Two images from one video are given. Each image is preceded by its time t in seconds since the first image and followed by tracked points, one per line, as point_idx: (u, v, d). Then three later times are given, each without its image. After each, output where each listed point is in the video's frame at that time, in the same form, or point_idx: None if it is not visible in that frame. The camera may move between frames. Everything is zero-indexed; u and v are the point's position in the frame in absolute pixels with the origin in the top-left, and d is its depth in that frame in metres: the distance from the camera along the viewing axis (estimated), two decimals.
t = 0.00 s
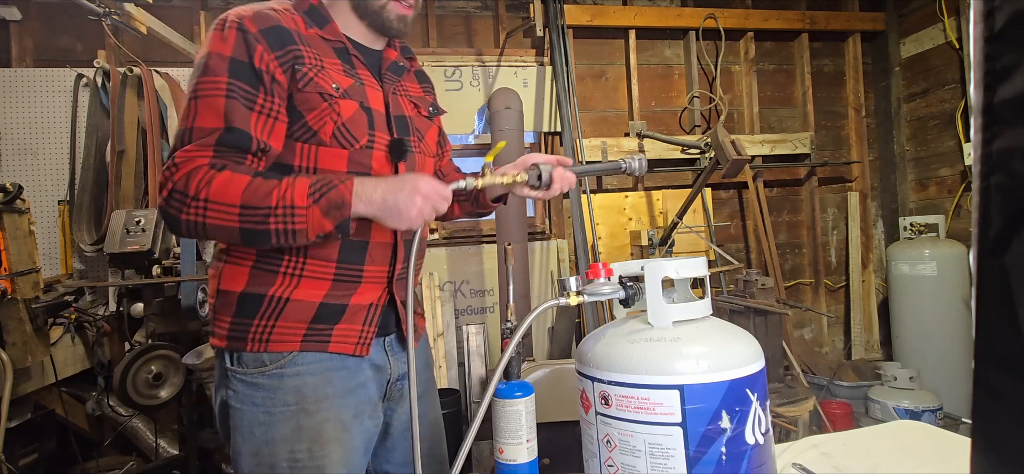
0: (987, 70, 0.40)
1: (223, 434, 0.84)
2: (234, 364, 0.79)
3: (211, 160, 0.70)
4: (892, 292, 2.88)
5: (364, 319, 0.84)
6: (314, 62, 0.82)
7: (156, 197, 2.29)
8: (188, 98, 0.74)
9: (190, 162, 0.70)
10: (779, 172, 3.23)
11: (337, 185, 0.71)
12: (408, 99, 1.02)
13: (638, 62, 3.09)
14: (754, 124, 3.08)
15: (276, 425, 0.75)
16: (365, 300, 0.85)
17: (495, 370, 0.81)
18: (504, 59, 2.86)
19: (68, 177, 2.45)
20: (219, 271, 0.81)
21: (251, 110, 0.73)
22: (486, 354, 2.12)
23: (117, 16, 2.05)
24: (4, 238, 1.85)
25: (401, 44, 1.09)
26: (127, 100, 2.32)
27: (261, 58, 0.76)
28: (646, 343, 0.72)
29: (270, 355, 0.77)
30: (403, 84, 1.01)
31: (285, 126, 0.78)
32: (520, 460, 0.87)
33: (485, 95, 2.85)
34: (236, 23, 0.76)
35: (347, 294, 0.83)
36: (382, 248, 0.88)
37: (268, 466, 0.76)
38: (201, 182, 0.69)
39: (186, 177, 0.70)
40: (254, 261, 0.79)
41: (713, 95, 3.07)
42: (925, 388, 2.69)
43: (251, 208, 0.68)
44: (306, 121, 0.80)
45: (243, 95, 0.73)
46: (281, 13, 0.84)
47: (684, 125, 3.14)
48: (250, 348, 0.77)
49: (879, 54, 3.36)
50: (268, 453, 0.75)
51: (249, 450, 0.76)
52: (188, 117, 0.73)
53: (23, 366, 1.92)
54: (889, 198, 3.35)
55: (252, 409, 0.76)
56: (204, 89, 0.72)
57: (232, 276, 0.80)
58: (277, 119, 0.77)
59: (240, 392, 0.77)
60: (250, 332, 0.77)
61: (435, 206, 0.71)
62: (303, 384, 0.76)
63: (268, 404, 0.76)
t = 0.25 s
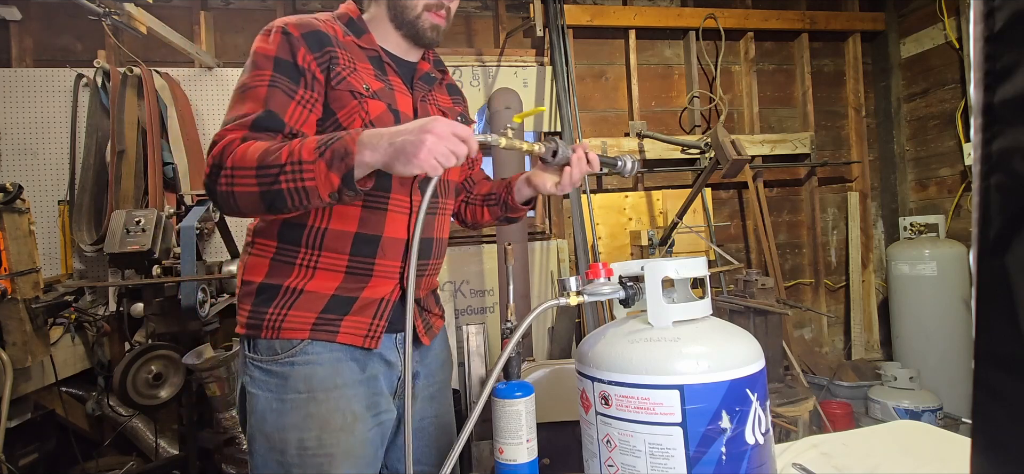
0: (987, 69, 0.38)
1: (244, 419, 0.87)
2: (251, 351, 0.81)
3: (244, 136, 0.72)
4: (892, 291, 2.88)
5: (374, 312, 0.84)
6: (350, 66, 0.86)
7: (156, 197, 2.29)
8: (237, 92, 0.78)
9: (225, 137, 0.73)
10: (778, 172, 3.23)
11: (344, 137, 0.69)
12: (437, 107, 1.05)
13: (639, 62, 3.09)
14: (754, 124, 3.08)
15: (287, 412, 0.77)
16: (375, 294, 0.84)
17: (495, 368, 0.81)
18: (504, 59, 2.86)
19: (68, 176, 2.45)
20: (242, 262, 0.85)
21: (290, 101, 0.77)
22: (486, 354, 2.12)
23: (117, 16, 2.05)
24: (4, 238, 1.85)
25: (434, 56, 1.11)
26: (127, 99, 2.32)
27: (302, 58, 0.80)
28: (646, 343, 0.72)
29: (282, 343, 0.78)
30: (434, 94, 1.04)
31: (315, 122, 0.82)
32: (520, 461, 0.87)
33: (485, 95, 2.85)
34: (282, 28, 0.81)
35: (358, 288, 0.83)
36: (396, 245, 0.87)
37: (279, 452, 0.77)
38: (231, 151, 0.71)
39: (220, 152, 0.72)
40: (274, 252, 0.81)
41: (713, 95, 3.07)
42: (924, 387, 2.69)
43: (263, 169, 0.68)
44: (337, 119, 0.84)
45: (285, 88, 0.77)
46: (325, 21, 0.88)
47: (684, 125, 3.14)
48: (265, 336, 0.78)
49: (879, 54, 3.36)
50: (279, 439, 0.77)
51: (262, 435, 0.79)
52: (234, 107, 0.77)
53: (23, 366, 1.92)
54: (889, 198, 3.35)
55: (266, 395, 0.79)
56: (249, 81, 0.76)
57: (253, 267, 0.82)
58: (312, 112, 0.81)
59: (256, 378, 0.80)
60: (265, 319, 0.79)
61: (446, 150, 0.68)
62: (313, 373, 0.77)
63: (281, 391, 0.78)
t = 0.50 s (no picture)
0: (987, 69, 0.38)
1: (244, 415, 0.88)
2: (253, 347, 0.82)
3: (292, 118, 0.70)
4: (892, 291, 2.88)
5: (373, 313, 0.83)
6: (363, 66, 0.86)
7: (156, 197, 2.29)
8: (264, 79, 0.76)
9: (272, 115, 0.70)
10: (779, 172, 3.23)
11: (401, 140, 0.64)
12: (442, 109, 1.06)
13: (639, 62, 3.09)
14: (755, 124, 3.08)
15: (286, 407, 0.78)
16: (375, 295, 0.84)
17: (493, 370, 0.80)
18: (504, 59, 2.86)
19: (68, 176, 2.45)
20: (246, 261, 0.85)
21: (324, 88, 0.76)
22: (486, 353, 2.12)
23: (117, 16, 2.05)
24: (4, 238, 1.85)
25: (444, 56, 1.12)
26: (127, 99, 2.32)
27: (326, 51, 0.79)
28: (646, 342, 0.72)
29: (282, 339, 0.78)
30: (440, 96, 1.06)
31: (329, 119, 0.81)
32: (520, 460, 0.87)
33: (485, 95, 2.85)
34: (302, 23, 0.79)
35: (358, 289, 0.83)
36: (398, 247, 0.87)
37: (275, 449, 0.78)
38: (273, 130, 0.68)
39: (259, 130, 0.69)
40: (277, 251, 0.82)
41: (713, 95, 3.07)
42: (924, 387, 2.69)
43: (304, 157, 0.64)
44: (346, 118, 0.83)
45: (318, 75, 0.76)
46: (339, 20, 0.88)
47: (684, 125, 3.14)
48: (265, 332, 0.79)
49: (879, 54, 3.36)
50: (276, 436, 0.78)
51: (259, 431, 0.79)
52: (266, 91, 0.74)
53: (23, 366, 1.92)
54: (889, 198, 3.35)
55: (265, 390, 0.80)
56: (282, 67, 0.74)
57: (257, 265, 0.83)
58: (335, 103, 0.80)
59: (257, 374, 0.81)
60: (266, 316, 0.79)
61: (516, 175, 0.60)
62: (311, 369, 0.78)
63: (280, 386, 0.78)
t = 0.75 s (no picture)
0: (987, 69, 0.38)
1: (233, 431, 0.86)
2: (245, 364, 0.81)
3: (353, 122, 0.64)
4: (892, 291, 2.88)
5: (372, 328, 0.84)
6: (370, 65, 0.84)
7: (155, 197, 2.29)
8: (275, 68, 0.69)
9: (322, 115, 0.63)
10: (779, 172, 3.23)
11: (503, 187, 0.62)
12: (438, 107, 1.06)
13: (639, 62, 3.09)
14: (754, 124, 3.08)
15: (283, 426, 0.77)
16: (374, 309, 0.85)
17: (498, 372, 0.80)
18: (504, 59, 2.86)
19: (68, 176, 2.45)
20: (233, 270, 0.83)
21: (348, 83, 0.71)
22: (486, 354, 2.12)
23: (117, 16, 2.05)
24: (4, 238, 1.85)
25: (433, 48, 1.15)
26: (127, 99, 2.32)
27: (340, 44, 0.76)
28: (647, 343, 0.72)
29: (280, 357, 0.78)
30: (436, 94, 1.07)
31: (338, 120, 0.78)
32: (520, 461, 0.87)
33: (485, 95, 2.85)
34: (313, 12, 0.75)
35: (357, 303, 0.83)
36: (399, 261, 0.87)
37: (273, 468, 0.77)
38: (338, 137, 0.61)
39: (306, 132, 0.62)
40: (269, 262, 0.81)
41: (713, 95, 3.07)
42: (925, 387, 2.69)
43: (383, 176, 0.60)
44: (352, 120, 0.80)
45: (340, 70, 0.71)
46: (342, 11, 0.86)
47: (684, 125, 3.14)
48: (260, 349, 0.78)
49: (879, 54, 3.36)
50: (273, 456, 0.77)
51: (255, 451, 0.78)
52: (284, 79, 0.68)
53: (23, 366, 1.92)
54: (889, 198, 3.35)
55: (260, 409, 0.78)
56: (307, 60, 0.68)
57: (246, 276, 0.82)
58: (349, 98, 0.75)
59: (249, 392, 0.79)
60: (261, 333, 0.78)
61: (613, 242, 0.65)
62: (310, 386, 0.77)
63: (277, 405, 0.77)
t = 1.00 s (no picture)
0: (987, 70, 0.38)
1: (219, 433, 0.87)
2: (213, 364, 0.82)
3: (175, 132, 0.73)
4: (892, 291, 2.88)
5: (339, 318, 0.83)
6: (292, 55, 0.85)
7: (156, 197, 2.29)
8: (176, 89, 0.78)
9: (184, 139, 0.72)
10: (779, 172, 3.23)
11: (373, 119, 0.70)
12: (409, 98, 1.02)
13: (638, 62, 3.09)
14: (755, 124, 3.08)
15: (238, 427, 0.76)
16: (339, 297, 0.84)
17: (493, 369, 0.81)
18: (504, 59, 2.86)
19: (68, 176, 2.45)
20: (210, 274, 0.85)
21: (223, 90, 0.77)
22: (486, 353, 2.12)
23: (117, 16, 2.05)
24: (5, 238, 1.85)
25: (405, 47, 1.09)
26: (127, 99, 2.32)
27: (238, 49, 0.80)
28: (645, 343, 0.72)
29: (238, 354, 0.78)
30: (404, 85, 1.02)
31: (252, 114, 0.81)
32: (520, 460, 0.87)
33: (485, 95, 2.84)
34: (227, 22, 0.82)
35: (320, 290, 0.83)
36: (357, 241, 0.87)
37: (230, 469, 0.77)
38: (213, 143, 0.71)
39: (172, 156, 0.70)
40: (236, 259, 0.80)
41: (713, 95, 3.07)
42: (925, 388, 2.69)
43: (197, 167, 0.69)
44: (280, 110, 0.83)
45: (218, 77, 0.77)
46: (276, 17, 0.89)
47: (685, 125, 3.14)
48: (225, 345, 0.79)
49: (879, 54, 3.36)
50: (230, 456, 0.77)
51: (214, 451, 0.78)
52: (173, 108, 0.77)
53: (23, 366, 1.92)
54: (889, 198, 3.35)
55: (219, 409, 0.78)
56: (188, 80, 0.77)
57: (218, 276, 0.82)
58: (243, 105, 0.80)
59: (212, 392, 0.80)
60: (225, 329, 0.78)
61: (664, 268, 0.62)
62: (265, 387, 0.76)
63: (232, 405, 0.77)
